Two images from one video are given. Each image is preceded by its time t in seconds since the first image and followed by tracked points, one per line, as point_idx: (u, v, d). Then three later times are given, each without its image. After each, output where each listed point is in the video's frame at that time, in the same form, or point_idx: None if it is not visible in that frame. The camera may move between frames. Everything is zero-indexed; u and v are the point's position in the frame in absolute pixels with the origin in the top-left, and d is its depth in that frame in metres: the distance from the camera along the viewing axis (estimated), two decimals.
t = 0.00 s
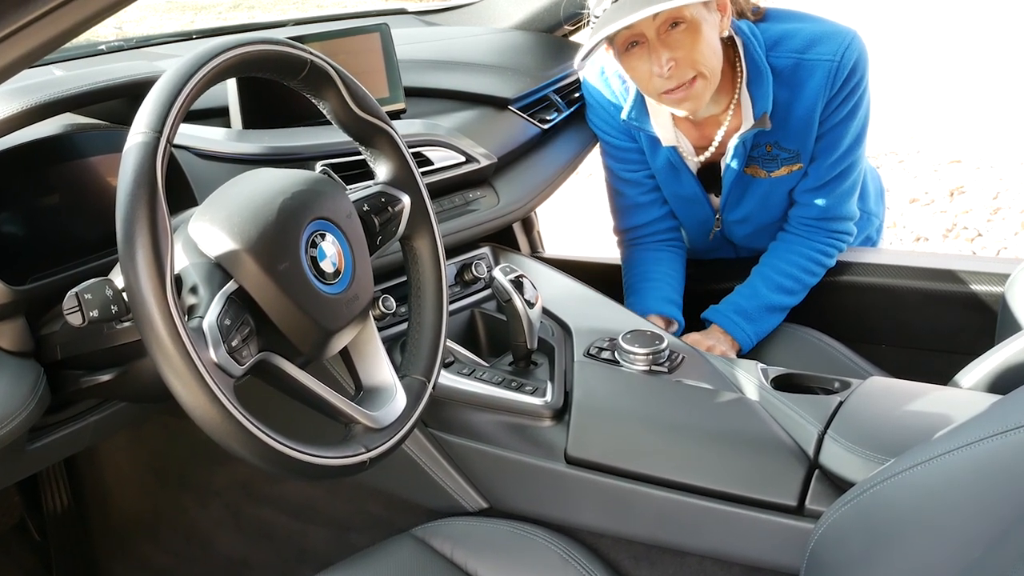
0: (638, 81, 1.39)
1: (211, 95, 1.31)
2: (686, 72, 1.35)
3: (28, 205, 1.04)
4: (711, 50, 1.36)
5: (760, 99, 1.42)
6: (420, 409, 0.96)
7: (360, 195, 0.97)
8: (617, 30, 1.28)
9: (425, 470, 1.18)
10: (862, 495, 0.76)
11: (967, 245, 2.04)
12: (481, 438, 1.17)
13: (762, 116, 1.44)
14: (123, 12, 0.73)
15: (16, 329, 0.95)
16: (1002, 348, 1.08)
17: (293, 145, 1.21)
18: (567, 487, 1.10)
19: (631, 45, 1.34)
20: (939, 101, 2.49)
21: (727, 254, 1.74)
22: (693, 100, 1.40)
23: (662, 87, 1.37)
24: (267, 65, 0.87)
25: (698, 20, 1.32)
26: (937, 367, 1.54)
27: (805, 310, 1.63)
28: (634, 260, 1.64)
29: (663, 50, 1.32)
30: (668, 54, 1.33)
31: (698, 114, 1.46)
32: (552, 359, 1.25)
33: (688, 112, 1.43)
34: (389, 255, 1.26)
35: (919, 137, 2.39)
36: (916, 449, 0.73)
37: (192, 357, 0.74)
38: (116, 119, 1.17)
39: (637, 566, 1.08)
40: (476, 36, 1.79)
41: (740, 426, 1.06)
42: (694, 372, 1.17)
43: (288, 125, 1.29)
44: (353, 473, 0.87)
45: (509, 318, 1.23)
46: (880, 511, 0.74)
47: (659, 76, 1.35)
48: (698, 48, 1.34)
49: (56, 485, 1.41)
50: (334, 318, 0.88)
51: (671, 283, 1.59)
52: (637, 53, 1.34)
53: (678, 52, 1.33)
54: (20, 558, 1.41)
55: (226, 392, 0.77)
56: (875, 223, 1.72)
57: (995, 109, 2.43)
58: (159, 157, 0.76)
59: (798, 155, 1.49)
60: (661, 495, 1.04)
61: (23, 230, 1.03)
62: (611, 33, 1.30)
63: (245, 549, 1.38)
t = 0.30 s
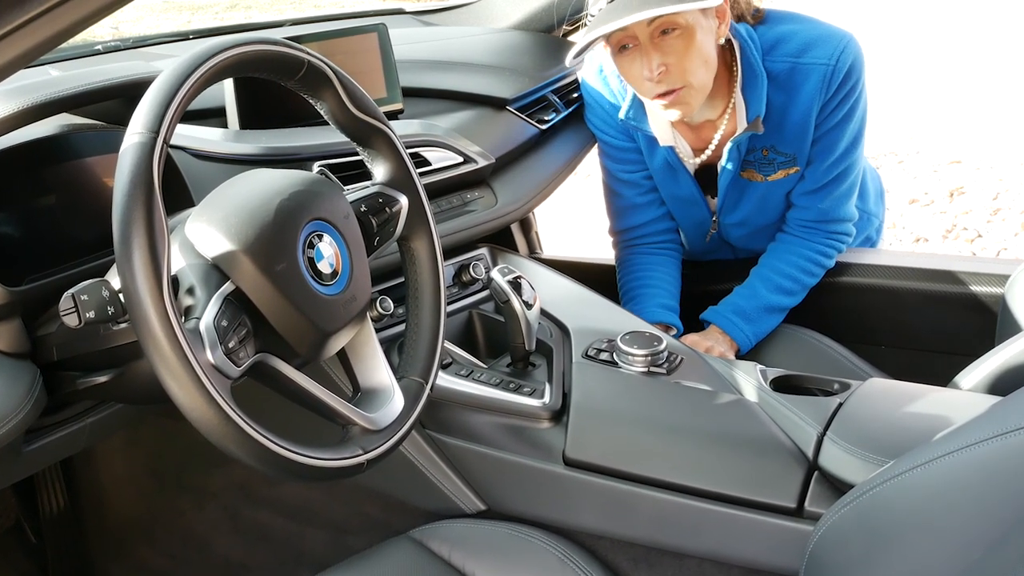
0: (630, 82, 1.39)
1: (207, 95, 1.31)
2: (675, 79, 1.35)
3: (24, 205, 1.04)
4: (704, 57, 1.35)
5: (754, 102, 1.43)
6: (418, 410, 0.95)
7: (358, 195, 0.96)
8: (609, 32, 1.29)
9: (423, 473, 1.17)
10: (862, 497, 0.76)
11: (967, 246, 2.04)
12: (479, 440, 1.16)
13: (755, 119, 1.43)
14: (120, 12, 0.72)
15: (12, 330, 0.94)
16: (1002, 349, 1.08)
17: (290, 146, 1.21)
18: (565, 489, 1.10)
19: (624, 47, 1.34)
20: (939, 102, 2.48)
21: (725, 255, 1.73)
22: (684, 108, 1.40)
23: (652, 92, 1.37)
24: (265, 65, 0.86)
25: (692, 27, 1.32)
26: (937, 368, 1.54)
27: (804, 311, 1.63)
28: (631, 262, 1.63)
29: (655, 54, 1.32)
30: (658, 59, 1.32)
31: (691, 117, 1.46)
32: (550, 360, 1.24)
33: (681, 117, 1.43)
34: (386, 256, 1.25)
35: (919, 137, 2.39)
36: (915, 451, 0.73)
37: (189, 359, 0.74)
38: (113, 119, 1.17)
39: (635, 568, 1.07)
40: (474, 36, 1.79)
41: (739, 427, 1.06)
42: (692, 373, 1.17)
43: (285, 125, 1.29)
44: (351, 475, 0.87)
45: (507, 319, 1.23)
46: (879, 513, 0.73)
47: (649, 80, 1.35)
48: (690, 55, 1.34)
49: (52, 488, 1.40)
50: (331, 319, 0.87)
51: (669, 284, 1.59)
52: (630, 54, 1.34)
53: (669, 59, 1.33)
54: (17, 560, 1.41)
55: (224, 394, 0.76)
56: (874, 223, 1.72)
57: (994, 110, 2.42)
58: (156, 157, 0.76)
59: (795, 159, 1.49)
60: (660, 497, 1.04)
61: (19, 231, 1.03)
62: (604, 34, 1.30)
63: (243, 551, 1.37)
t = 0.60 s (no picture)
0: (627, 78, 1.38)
1: (204, 95, 1.30)
2: (673, 76, 1.35)
3: (20, 206, 1.03)
4: (705, 59, 1.35)
5: (752, 102, 1.42)
6: (415, 412, 0.95)
7: (355, 196, 0.96)
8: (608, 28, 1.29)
9: (421, 475, 1.17)
10: (862, 498, 0.75)
11: (967, 247, 2.04)
12: (477, 442, 1.16)
13: (750, 120, 1.43)
14: (116, 12, 0.72)
15: (8, 331, 0.94)
16: (1002, 351, 1.08)
17: (288, 146, 1.20)
18: (563, 491, 1.10)
19: (624, 42, 1.34)
20: (938, 103, 2.48)
21: (724, 256, 1.73)
22: (681, 106, 1.39)
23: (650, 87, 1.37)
24: (262, 65, 0.86)
25: (694, 27, 1.31)
26: (936, 370, 1.54)
27: (803, 313, 1.62)
28: (629, 263, 1.63)
29: (654, 52, 1.32)
30: (658, 57, 1.32)
31: (688, 117, 1.45)
32: (548, 362, 1.24)
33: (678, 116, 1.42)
34: (384, 257, 1.25)
35: (918, 138, 2.39)
36: (915, 452, 0.73)
37: (186, 360, 0.73)
38: (110, 120, 1.17)
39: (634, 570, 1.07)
40: (472, 36, 1.79)
41: (738, 428, 1.06)
42: (691, 375, 1.16)
43: (281, 126, 1.28)
44: (348, 476, 0.87)
45: (505, 321, 1.23)
46: (879, 515, 0.73)
47: (647, 77, 1.35)
48: (690, 55, 1.33)
49: (48, 490, 1.39)
50: (328, 321, 0.87)
51: (667, 286, 1.59)
52: (629, 50, 1.34)
53: (668, 56, 1.32)
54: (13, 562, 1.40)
55: (220, 395, 0.76)
56: (875, 224, 1.72)
57: (994, 111, 2.42)
58: (153, 157, 0.75)
59: (792, 161, 1.49)
60: (659, 499, 1.04)
61: (14, 231, 1.02)
62: (605, 28, 1.30)
63: (240, 552, 1.37)
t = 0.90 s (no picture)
0: (626, 80, 1.38)
1: (202, 95, 1.30)
2: (671, 82, 1.35)
3: (17, 207, 1.03)
4: (704, 64, 1.35)
5: (748, 106, 1.42)
6: (413, 414, 0.95)
7: (353, 196, 0.96)
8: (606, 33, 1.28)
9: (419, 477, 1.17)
10: (860, 499, 0.75)
11: (966, 248, 2.04)
12: (476, 444, 1.15)
13: (745, 123, 1.43)
14: (113, 11, 0.71)
15: (5, 332, 0.93)
16: (1002, 352, 1.07)
17: (285, 147, 1.20)
18: (562, 493, 1.09)
19: (624, 46, 1.33)
20: (938, 104, 2.48)
21: (722, 258, 1.72)
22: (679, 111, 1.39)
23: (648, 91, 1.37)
24: (260, 65, 0.85)
25: (694, 32, 1.31)
26: (936, 371, 1.53)
27: (802, 314, 1.62)
28: (626, 265, 1.63)
29: (653, 56, 1.32)
30: (657, 61, 1.32)
31: (687, 119, 1.45)
32: (547, 363, 1.24)
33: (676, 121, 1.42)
34: (381, 258, 1.24)
35: (918, 139, 2.39)
36: (915, 454, 0.72)
37: (183, 362, 0.73)
38: (107, 121, 1.16)
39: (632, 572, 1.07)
40: (469, 37, 1.78)
41: (736, 430, 1.05)
42: (689, 376, 1.16)
43: (279, 126, 1.28)
44: (345, 479, 0.86)
45: (504, 322, 1.22)
46: (878, 517, 0.73)
47: (645, 82, 1.35)
48: (689, 61, 1.33)
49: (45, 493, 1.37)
50: (326, 322, 0.86)
51: (665, 287, 1.58)
52: (629, 53, 1.34)
53: (667, 61, 1.32)
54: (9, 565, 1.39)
55: (217, 397, 0.76)
56: (874, 224, 1.72)
57: (993, 112, 2.42)
58: (150, 158, 0.75)
59: (790, 163, 1.49)
60: (658, 500, 1.03)
61: (11, 232, 1.02)
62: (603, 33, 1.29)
63: (238, 555, 1.36)
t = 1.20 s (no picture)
0: (637, 79, 1.37)
1: (199, 95, 1.29)
2: (688, 78, 1.35)
3: (13, 209, 1.02)
4: (715, 59, 1.35)
5: (734, 105, 1.42)
6: (411, 415, 0.94)
7: (350, 198, 0.95)
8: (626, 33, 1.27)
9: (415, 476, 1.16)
10: (858, 503, 0.75)
11: (966, 249, 2.04)
12: (474, 446, 1.15)
13: (731, 122, 1.43)
14: (109, 11, 0.71)
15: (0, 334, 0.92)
16: (1002, 354, 1.07)
17: (282, 148, 1.19)
18: (560, 495, 1.09)
19: (636, 46, 1.32)
20: (938, 104, 2.48)
21: (720, 257, 1.73)
22: (691, 110, 1.39)
23: (663, 89, 1.36)
24: (257, 65, 0.85)
25: (706, 28, 1.31)
26: (935, 372, 1.53)
27: (801, 315, 1.62)
28: (625, 264, 1.63)
29: (670, 52, 1.31)
30: (675, 58, 1.32)
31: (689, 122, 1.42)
32: (545, 364, 1.23)
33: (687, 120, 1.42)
34: (379, 259, 1.24)
35: (918, 139, 2.39)
36: (914, 456, 0.72)
37: (180, 364, 0.72)
38: (104, 121, 1.16)
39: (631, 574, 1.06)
40: (467, 37, 1.78)
41: (735, 432, 1.05)
42: (687, 377, 1.16)
43: (277, 126, 1.27)
44: (344, 480, 0.86)
45: (502, 323, 1.22)
46: (879, 519, 0.72)
47: (663, 78, 1.35)
48: (704, 55, 1.33)
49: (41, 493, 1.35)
50: (322, 323, 0.86)
51: (665, 286, 1.58)
52: (643, 52, 1.33)
53: (685, 57, 1.32)
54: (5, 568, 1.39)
55: (214, 399, 0.75)
56: (873, 224, 1.71)
57: (993, 112, 2.42)
58: (146, 159, 0.74)
59: (783, 163, 1.49)
60: (657, 503, 1.03)
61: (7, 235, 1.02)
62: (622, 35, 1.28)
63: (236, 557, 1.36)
